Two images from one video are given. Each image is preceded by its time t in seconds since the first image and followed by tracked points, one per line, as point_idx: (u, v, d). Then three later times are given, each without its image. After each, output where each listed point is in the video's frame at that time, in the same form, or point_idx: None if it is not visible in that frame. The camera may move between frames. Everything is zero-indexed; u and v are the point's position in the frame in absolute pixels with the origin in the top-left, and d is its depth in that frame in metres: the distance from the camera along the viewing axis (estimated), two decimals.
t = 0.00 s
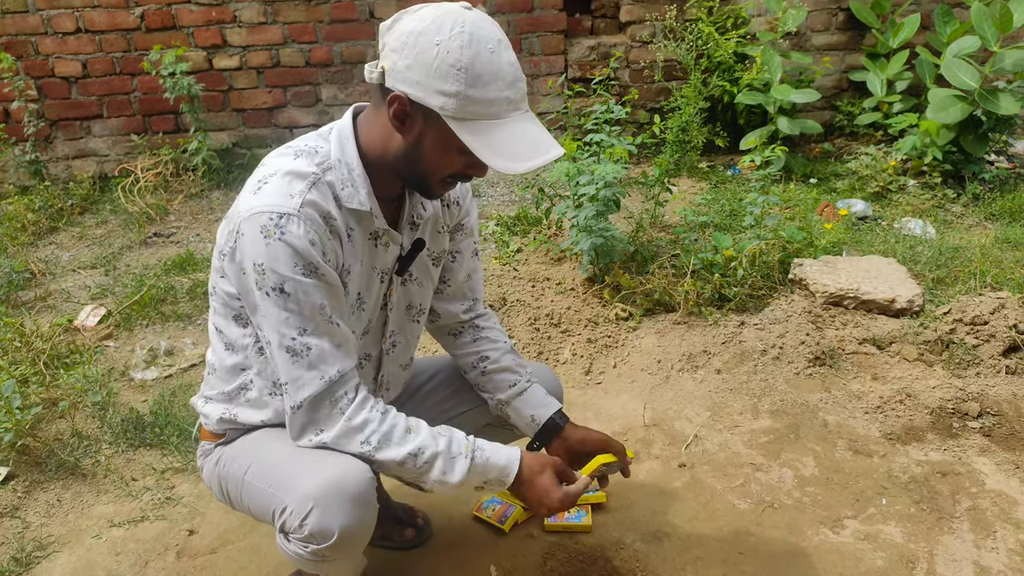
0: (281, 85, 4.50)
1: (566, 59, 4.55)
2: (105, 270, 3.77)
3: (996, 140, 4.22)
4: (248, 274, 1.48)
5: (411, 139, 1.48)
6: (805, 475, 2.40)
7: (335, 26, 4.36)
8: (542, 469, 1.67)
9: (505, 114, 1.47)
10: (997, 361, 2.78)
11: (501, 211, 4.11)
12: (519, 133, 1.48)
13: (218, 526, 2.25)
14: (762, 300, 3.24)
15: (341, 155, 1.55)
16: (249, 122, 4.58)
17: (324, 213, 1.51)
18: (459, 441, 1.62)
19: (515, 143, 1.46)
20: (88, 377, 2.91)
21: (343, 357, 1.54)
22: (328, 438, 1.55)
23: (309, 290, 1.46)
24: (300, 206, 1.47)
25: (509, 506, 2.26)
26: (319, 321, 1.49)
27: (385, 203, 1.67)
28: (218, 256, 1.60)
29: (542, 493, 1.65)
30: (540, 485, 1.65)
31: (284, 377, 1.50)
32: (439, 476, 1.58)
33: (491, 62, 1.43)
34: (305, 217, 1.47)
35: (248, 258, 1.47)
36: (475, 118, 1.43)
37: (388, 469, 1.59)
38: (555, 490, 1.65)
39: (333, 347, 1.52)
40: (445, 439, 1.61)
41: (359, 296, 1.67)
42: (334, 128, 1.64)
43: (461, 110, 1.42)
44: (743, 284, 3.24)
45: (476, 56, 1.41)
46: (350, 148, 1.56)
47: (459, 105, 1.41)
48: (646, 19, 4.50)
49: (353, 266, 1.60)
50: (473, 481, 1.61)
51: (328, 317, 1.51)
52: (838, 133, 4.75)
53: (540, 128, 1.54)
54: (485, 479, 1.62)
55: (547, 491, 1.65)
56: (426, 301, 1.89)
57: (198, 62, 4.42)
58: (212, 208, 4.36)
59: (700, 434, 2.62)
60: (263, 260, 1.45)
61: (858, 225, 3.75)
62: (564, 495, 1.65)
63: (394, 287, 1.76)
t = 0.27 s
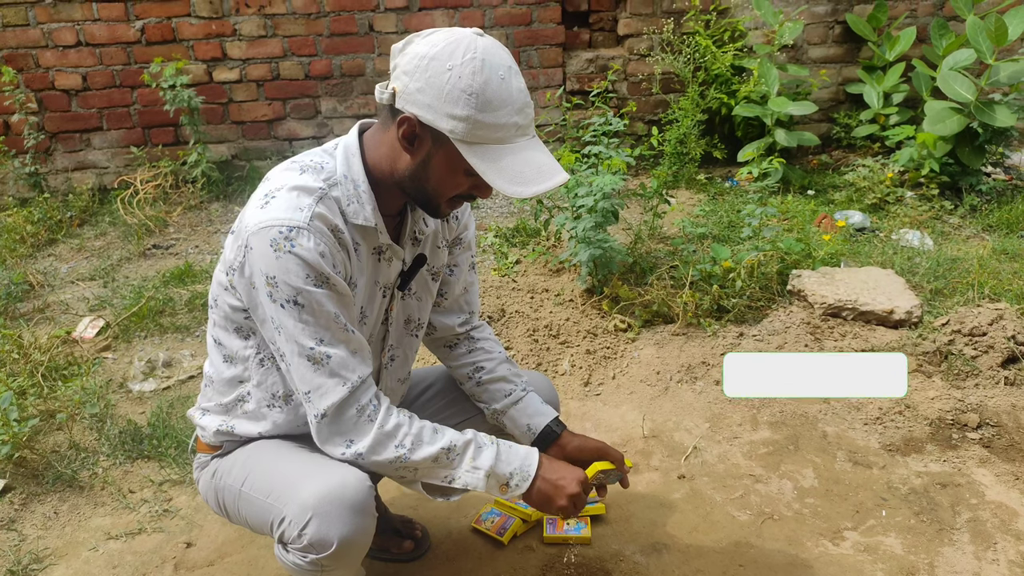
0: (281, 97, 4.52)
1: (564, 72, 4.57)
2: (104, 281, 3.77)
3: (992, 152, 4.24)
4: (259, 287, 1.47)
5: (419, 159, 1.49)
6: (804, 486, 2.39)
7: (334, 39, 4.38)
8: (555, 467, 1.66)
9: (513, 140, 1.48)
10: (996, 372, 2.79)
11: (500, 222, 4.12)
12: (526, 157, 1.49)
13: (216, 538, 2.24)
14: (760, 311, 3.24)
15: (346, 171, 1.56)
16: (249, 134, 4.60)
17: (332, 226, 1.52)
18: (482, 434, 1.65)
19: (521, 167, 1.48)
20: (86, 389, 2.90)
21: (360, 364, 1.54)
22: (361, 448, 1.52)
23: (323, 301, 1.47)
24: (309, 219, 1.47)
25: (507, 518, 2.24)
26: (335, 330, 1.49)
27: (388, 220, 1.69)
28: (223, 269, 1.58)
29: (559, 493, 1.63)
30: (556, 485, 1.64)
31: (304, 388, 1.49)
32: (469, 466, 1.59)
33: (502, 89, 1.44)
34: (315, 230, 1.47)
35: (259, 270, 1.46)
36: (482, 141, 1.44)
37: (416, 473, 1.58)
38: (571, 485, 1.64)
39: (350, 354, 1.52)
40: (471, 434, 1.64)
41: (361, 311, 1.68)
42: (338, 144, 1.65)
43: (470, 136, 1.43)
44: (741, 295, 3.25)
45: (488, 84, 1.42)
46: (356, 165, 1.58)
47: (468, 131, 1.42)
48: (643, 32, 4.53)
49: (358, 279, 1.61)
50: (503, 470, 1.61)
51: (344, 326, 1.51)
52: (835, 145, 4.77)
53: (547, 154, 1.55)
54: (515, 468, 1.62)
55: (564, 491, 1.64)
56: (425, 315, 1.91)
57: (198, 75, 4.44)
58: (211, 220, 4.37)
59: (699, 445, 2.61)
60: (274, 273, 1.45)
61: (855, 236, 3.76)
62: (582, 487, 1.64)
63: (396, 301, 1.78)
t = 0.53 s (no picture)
0: (280, 98, 4.52)
1: (563, 73, 4.58)
2: (103, 282, 3.76)
3: (991, 153, 4.24)
4: (257, 284, 1.48)
5: (418, 156, 1.49)
6: (804, 487, 2.39)
7: (333, 40, 4.38)
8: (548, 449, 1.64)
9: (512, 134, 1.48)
10: (995, 373, 2.79)
11: (499, 223, 4.12)
12: (523, 152, 1.49)
13: (215, 539, 2.24)
14: (759, 312, 3.24)
15: (348, 170, 1.57)
16: (248, 135, 4.60)
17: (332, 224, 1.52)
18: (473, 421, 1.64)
19: (519, 161, 1.47)
20: (85, 390, 2.90)
21: (354, 363, 1.53)
22: (353, 443, 1.51)
23: (319, 298, 1.46)
24: (309, 215, 1.47)
25: (507, 518, 2.24)
26: (330, 327, 1.49)
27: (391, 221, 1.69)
28: (224, 267, 1.59)
29: (556, 474, 1.61)
30: (553, 465, 1.62)
31: (298, 386, 1.48)
32: (462, 452, 1.57)
33: (499, 83, 1.44)
34: (314, 226, 1.47)
35: (257, 267, 1.46)
36: (480, 137, 1.44)
37: (412, 466, 1.57)
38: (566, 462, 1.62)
39: (344, 352, 1.52)
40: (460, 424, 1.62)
41: (362, 311, 1.68)
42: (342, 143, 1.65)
43: (468, 130, 1.43)
44: (741, 296, 3.25)
45: (486, 78, 1.43)
46: (359, 164, 1.58)
47: (465, 125, 1.42)
48: (642, 33, 4.53)
49: (358, 279, 1.61)
50: (497, 454, 1.59)
51: (339, 324, 1.51)
52: (834, 146, 4.77)
53: (544, 150, 1.55)
54: (509, 452, 1.60)
55: (560, 470, 1.61)
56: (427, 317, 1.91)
57: (197, 76, 4.44)
58: (210, 221, 4.37)
59: (698, 446, 2.62)
60: (272, 269, 1.45)
61: (854, 237, 3.76)
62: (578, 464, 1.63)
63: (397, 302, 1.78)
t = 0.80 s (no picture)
0: (279, 99, 4.52)
1: (562, 74, 4.58)
2: (102, 283, 3.76)
3: (989, 154, 4.25)
4: (259, 285, 1.48)
5: (404, 139, 1.51)
6: (803, 487, 2.40)
7: (332, 41, 4.38)
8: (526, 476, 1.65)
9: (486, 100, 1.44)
10: (994, 373, 2.79)
11: (498, 224, 4.12)
12: (501, 117, 1.44)
13: (213, 540, 2.23)
14: (758, 312, 3.24)
15: (354, 175, 1.57)
16: (247, 136, 4.60)
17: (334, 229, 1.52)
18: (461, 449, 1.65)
19: (494, 127, 1.43)
20: (83, 392, 2.90)
21: (351, 369, 1.54)
22: (346, 452, 1.52)
23: (320, 302, 1.46)
24: (313, 220, 1.47)
25: (506, 520, 2.24)
26: (329, 333, 1.49)
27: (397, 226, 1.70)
28: (227, 267, 1.59)
29: (530, 501, 1.62)
30: (528, 491, 1.63)
31: (294, 388, 1.48)
32: (447, 480, 1.59)
33: (473, 53, 1.44)
34: (317, 231, 1.47)
35: (259, 269, 1.46)
36: (452, 103, 1.43)
37: (397, 483, 1.58)
38: (543, 488, 1.63)
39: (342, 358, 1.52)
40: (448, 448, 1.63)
41: (365, 316, 1.68)
42: (349, 147, 1.66)
43: (438, 96, 1.43)
44: (740, 296, 3.25)
45: (458, 47, 1.43)
46: (365, 168, 1.59)
47: (437, 91, 1.42)
48: (642, 34, 4.53)
49: (361, 284, 1.61)
50: (479, 487, 1.60)
51: (339, 329, 1.51)
52: (833, 147, 4.78)
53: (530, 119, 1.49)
54: (490, 485, 1.61)
55: (537, 496, 1.63)
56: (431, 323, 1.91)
57: (196, 76, 4.44)
58: (209, 222, 4.37)
59: (698, 446, 2.62)
60: (273, 272, 1.45)
61: (853, 238, 3.76)
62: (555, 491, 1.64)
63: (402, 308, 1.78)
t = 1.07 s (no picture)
0: (277, 97, 4.51)
1: (560, 72, 4.57)
2: (99, 281, 3.75)
3: (987, 153, 4.25)
4: (253, 270, 1.49)
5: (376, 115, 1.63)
6: (801, 486, 2.40)
7: (330, 39, 4.37)
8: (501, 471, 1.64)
9: (422, 46, 1.50)
10: (991, 372, 2.80)
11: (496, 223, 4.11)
12: (426, 53, 1.49)
13: (211, 539, 2.23)
14: (756, 311, 3.24)
15: (360, 172, 1.61)
16: (245, 134, 4.59)
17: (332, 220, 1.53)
18: (434, 438, 1.62)
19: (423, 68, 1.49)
20: (81, 390, 2.89)
21: (330, 367, 1.51)
22: (313, 445, 1.50)
23: (308, 293, 1.45)
24: (314, 208, 1.49)
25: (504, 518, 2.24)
26: (312, 326, 1.47)
27: (403, 228, 1.72)
28: (230, 255, 1.61)
29: (506, 496, 1.62)
30: (503, 490, 1.62)
31: (269, 377, 1.47)
32: (418, 473, 1.56)
33: (420, 15, 1.55)
34: (317, 219, 1.48)
35: (255, 253, 1.47)
36: (390, 58, 1.54)
37: (368, 475, 1.57)
38: (517, 488, 1.62)
39: (323, 354, 1.49)
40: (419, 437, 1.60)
41: (363, 316, 1.67)
42: (360, 147, 1.70)
43: (382, 53, 1.56)
44: (738, 295, 3.25)
45: (407, 12, 1.57)
46: (371, 166, 1.63)
47: (381, 49, 1.56)
48: (640, 32, 4.53)
49: (358, 281, 1.61)
50: (451, 476, 1.58)
51: (323, 323, 1.49)
52: (831, 146, 4.78)
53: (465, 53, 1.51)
54: (462, 476, 1.59)
55: (508, 498, 1.62)
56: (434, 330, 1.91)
57: (193, 74, 4.44)
58: (207, 220, 4.36)
59: (695, 445, 2.62)
60: (269, 256, 1.46)
61: (851, 236, 3.77)
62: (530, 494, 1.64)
63: (404, 312, 1.77)
